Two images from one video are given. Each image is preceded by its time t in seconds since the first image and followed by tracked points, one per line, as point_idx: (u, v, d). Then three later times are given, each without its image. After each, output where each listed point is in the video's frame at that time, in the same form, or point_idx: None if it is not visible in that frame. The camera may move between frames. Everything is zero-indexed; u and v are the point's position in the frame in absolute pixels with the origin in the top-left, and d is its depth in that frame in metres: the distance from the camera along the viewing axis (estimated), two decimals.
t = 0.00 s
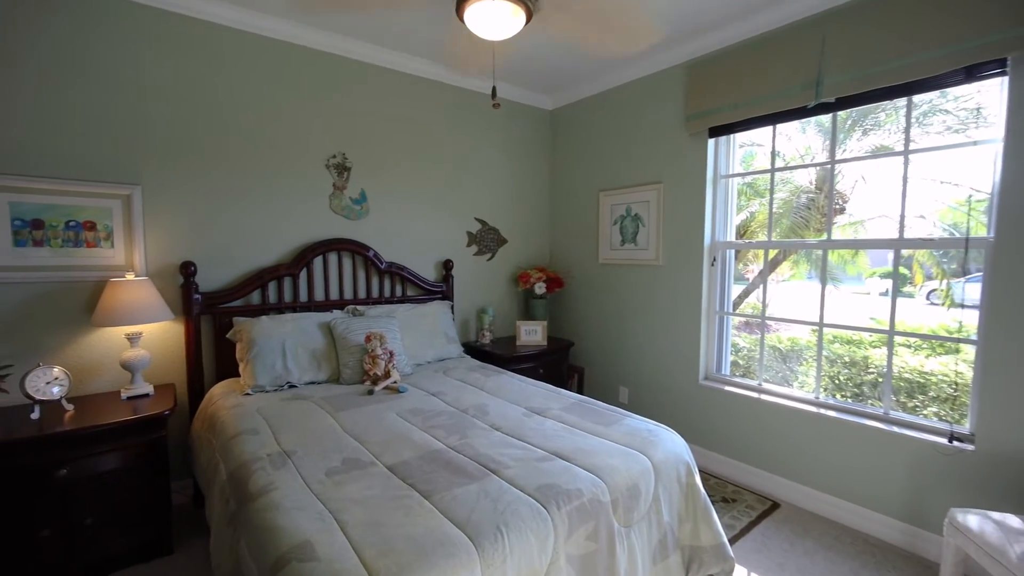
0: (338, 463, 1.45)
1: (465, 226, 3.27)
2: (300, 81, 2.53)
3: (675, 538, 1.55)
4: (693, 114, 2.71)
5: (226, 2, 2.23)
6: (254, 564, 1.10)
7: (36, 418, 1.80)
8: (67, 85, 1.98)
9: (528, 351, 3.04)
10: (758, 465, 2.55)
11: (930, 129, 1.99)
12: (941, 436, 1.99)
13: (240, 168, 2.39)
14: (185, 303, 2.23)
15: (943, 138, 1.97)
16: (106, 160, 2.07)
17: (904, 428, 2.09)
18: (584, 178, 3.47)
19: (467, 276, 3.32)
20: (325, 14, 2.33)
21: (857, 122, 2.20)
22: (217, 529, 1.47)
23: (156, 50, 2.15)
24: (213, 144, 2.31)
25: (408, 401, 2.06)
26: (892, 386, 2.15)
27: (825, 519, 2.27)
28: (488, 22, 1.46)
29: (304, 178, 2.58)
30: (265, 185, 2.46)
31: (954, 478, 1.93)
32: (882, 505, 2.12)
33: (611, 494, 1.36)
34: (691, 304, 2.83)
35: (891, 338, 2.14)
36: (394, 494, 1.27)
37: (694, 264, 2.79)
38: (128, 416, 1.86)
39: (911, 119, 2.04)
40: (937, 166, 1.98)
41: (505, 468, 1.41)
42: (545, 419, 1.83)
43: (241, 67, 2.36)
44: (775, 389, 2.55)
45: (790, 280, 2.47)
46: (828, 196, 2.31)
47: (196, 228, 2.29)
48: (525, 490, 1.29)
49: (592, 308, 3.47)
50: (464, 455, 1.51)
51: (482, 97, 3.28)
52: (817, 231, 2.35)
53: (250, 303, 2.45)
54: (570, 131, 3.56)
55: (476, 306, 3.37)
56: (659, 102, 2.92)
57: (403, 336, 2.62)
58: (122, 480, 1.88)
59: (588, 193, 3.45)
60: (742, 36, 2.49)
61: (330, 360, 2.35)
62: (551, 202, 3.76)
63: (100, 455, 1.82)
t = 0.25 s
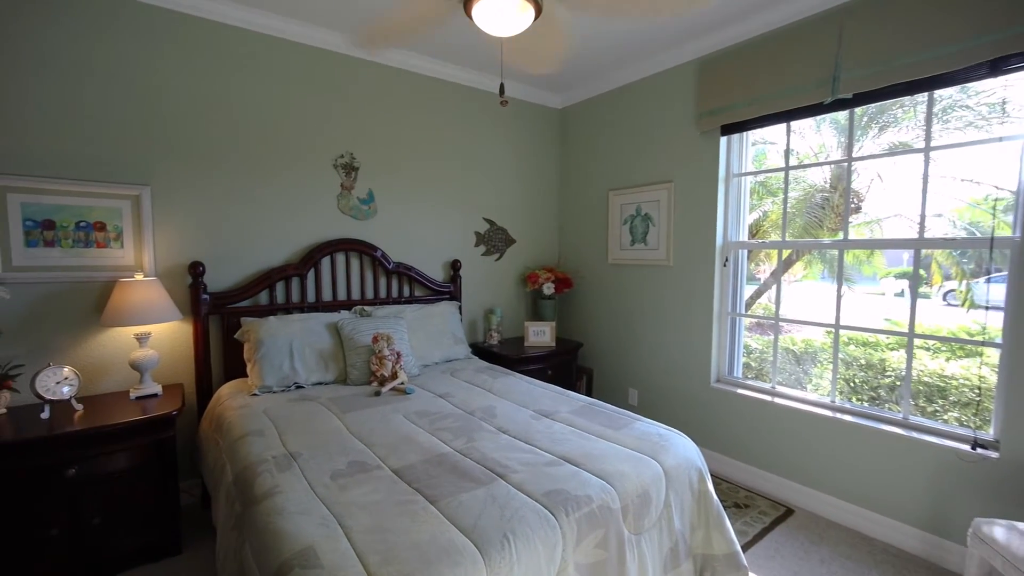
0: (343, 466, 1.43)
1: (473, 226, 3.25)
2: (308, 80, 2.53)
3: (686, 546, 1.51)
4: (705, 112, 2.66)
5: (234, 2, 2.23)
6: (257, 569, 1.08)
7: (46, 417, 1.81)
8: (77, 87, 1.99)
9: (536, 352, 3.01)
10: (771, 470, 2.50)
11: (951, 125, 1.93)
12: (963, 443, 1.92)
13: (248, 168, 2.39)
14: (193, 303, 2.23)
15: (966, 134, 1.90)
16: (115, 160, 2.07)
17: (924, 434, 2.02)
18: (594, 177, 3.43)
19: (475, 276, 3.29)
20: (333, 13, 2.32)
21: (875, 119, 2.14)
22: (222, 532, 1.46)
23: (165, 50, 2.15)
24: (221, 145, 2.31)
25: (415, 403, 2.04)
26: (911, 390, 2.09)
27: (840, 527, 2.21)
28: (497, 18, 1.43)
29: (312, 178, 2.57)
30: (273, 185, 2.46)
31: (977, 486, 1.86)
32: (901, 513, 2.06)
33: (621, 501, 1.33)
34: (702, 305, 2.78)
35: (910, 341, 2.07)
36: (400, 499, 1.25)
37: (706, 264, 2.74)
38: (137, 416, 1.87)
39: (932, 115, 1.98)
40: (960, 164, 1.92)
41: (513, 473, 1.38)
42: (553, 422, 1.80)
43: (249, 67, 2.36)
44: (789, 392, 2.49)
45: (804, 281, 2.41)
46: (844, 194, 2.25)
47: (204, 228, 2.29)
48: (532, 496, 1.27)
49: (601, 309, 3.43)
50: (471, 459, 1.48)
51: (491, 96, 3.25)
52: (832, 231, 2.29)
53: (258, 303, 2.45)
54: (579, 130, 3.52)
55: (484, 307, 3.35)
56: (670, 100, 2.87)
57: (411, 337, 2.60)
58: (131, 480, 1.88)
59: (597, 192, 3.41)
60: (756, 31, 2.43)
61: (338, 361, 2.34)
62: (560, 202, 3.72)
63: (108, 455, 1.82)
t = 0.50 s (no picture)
0: (348, 469, 1.42)
1: (480, 226, 3.23)
2: (315, 81, 2.52)
3: (697, 553, 1.48)
4: (715, 110, 2.62)
5: (241, 3, 2.23)
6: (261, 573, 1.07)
7: (56, 416, 1.82)
8: (87, 88, 2.00)
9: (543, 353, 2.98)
10: (783, 474, 2.45)
11: (971, 121, 1.87)
12: (983, 448, 1.87)
13: (255, 169, 2.39)
14: (201, 303, 2.23)
15: (986, 131, 1.85)
16: (125, 162, 2.09)
17: (942, 439, 1.97)
18: (602, 176, 3.40)
19: (482, 276, 3.27)
20: (339, 12, 2.31)
21: (890, 116, 2.09)
22: (227, 533, 1.46)
23: (174, 52, 2.16)
24: (229, 145, 2.32)
25: (421, 404, 2.03)
26: (928, 394, 2.04)
27: (855, 533, 2.16)
28: (503, 14, 1.41)
29: (319, 178, 2.57)
30: (280, 186, 2.46)
31: (999, 493, 1.81)
32: (918, 519, 2.01)
33: (629, 507, 1.30)
34: (712, 306, 2.73)
35: (927, 343, 2.02)
36: (404, 503, 1.23)
37: (716, 264, 2.70)
38: (145, 416, 1.87)
39: (950, 112, 1.92)
40: (980, 161, 1.86)
41: (519, 477, 1.36)
42: (560, 425, 1.77)
43: (256, 67, 2.36)
44: (802, 395, 2.44)
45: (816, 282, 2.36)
46: (859, 193, 2.20)
47: (212, 229, 2.29)
48: (539, 501, 1.24)
49: (609, 309, 3.40)
50: (477, 462, 1.46)
51: (498, 95, 3.23)
52: (846, 230, 2.24)
53: (265, 304, 2.45)
54: (587, 129, 3.49)
55: (491, 307, 3.33)
56: (680, 97, 2.83)
57: (418, 337, 2.59)
58: (139, 480, 1.89)
59: (605, 192, 3.37)
60: (768, 27, 2.39)
61: (344, 362, 2.34)
62: (568, 202, 3.69)
63: (116, 454, 1.82)
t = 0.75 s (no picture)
0: (352, 471, 1.40)
1: (488, 225, 3.21)
2: (323, 80, 2.52)
3: (707, 560, 1.44)
4: (727, 107, 2.57)
5: (249, 2, 2.23)
6: None
7: (65, 415, 1.83)
8: (97, 89, 2.01)
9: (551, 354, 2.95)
10: (796, 479, 2.40)
11: (994, 116, 1.81)
12: (1006, 455, 1.80)
13: (263, 169, 2.39)
14: (209, 302, 2.24)
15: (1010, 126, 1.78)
16: (134, 162, 2.10)
17: (962, 445, 1.91)
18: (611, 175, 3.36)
19: (490, 276, 3.25)
20: (346, 11, 2.30)
21: (909, 112, 2.02)
22: (232, 534, 1.45)
23: (182, 52, 2.17)
24: (237, 145, 2.32)
25: (427, 405, 2.01)
26: (948, 398, 1.97)
27: (871, 540, 2.11)
28: (510, 9, 1.39)
29: (327, 177, 2.57)
30: (287, 185, 2.46)
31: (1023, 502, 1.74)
32: (937, 527, 1.95)
33: (638, 513, 1.27)
34: (723, 307, 2.68)
35: (947, 346, 1.96)
36: (408, 507, 1.21)
37: (727, 264, 2.65)
38: (153, 415, 1.88)
39: (971, 107, 1.86)
40: (1003, 158, 1.80)
41: (526, 481, 1.33)
42: (568, 427, 1.75)
43: (264, 67, 2.36)
44: (815, 398, 2.39)
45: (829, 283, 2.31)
46: (874, 192, 2.14)
47: (220, 229, 2.30)
48: (545, 507, 1.22)
49: (618, 310, 3.36)
50: (483, 466, 1.44)
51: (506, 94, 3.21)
52: (861, 230, 2.19)
53: (273, 303, 2.45)
54: (596, 127, 3.45)
55: (499, 307, 3.31)
56: (691, 94, 2.79)
57: (425, 337, 2.58)
58: (146, 479, 1.89)
59: (614, 191, 3.33)
60: (781, 21, 2.33)
61: (351, 362, 2.33)
62: (577, 200, 3.66)
63: (124, 453, 1.83)
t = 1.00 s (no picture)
0: (355, 473, 1.39)
1: (495, 225, 3.19)
2: (330, 79, 2.52)
3: (717, 567, 1.41)
4: (738, 104, 2.52)
5: (256, 2, 2.23)
6: None
7: (74, 414, 1.84)
8: (106, 90, 2.03)
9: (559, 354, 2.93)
10: (808, 484, 2.35)
11: (1015, 112, 1.76)
12: None
13: (270, 169, 2.39)
14: (216, 302, 2.24)
15: None
16: (142, 162, 2.11)
17: (982, 450, 1.85)
18: (620, 174, 3.32)
19: (497, 276, 3.23)
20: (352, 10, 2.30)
21: (926, 108, 1.97)
22: (236, 535, 1.45)
23: (190, 52, 2.17)
24: (244, 145, 2.33)
25: (433, 407, 2.00)
26: (967, 402, 1.92)
27: (886, 548, 2.06)
28: (516, 6, 1.37)
29: (334, 177, 2.56)
30: (294, 185, 2.46)
31: None
32: (955, 535, 1.90)
33: (646, 519, 1.24)
34: (734, 308, 2.64)
35: (965, 348, 1.90)
36: (412, 511, 1.19)
37: (738, 264, 2.60)
38: (160, 414, 1.88)
39: (991, 102, 1.81)
40: None
41: (531, 485, 1.31)
42: (574, 430, 1.72)
43: (271, 67, 2.37)
44: (828, 401, 2.34)
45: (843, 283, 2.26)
46: (890, 189, 2.08)
47: (227, 229, 2.30)
48: (551, 512, 1.19)
49: (626, 310, 3.32)
50: (488, 469, 1.42)
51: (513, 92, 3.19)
52: (876, 229, 2.13)
53: (280, 303, 2.46)
54: (604, 125, 3.41)
55: (506, 307, 3.29)
56: (701, 92, 2.74)
57: (431, 337, 2.57)
58: (153, 479, 1.90)
59: (623, 189, 3.29)
60: (794, 16, 2.29)
61: (357, 362, 2.32)
62: (585, 200, 3.62)
63: (131, 453, 1.83)
